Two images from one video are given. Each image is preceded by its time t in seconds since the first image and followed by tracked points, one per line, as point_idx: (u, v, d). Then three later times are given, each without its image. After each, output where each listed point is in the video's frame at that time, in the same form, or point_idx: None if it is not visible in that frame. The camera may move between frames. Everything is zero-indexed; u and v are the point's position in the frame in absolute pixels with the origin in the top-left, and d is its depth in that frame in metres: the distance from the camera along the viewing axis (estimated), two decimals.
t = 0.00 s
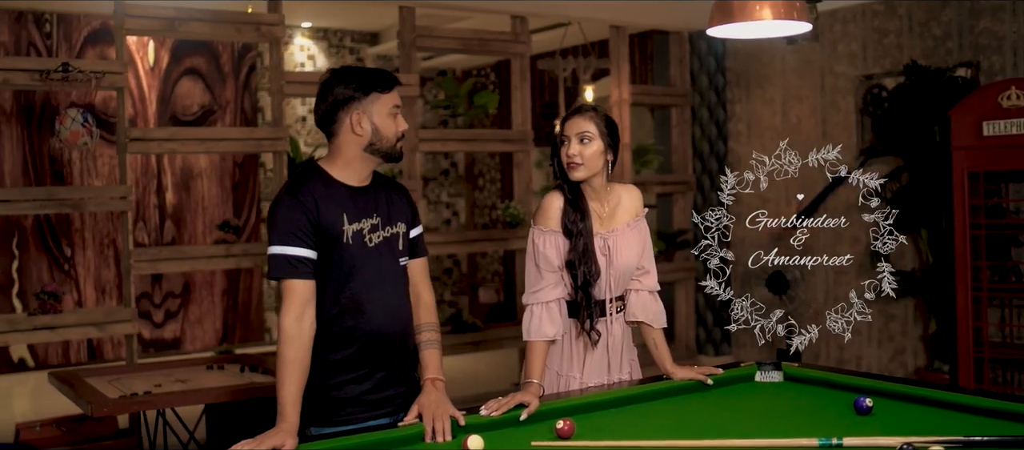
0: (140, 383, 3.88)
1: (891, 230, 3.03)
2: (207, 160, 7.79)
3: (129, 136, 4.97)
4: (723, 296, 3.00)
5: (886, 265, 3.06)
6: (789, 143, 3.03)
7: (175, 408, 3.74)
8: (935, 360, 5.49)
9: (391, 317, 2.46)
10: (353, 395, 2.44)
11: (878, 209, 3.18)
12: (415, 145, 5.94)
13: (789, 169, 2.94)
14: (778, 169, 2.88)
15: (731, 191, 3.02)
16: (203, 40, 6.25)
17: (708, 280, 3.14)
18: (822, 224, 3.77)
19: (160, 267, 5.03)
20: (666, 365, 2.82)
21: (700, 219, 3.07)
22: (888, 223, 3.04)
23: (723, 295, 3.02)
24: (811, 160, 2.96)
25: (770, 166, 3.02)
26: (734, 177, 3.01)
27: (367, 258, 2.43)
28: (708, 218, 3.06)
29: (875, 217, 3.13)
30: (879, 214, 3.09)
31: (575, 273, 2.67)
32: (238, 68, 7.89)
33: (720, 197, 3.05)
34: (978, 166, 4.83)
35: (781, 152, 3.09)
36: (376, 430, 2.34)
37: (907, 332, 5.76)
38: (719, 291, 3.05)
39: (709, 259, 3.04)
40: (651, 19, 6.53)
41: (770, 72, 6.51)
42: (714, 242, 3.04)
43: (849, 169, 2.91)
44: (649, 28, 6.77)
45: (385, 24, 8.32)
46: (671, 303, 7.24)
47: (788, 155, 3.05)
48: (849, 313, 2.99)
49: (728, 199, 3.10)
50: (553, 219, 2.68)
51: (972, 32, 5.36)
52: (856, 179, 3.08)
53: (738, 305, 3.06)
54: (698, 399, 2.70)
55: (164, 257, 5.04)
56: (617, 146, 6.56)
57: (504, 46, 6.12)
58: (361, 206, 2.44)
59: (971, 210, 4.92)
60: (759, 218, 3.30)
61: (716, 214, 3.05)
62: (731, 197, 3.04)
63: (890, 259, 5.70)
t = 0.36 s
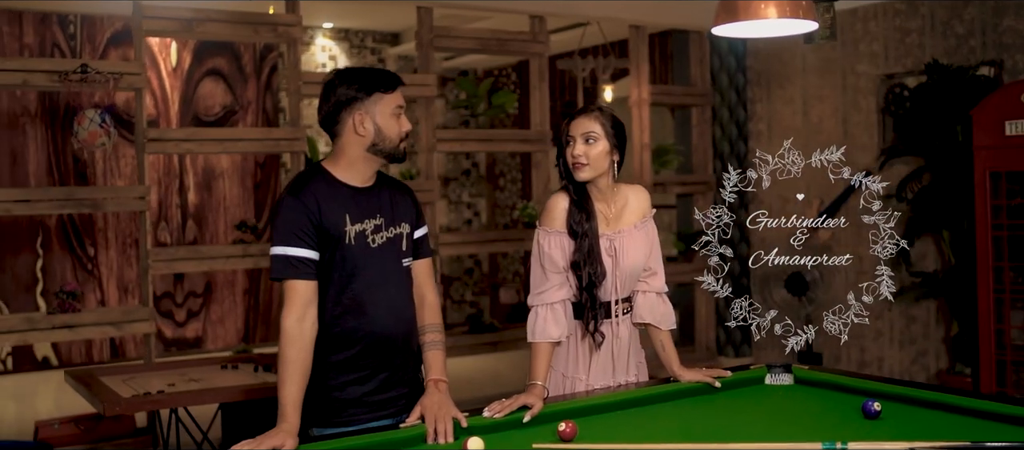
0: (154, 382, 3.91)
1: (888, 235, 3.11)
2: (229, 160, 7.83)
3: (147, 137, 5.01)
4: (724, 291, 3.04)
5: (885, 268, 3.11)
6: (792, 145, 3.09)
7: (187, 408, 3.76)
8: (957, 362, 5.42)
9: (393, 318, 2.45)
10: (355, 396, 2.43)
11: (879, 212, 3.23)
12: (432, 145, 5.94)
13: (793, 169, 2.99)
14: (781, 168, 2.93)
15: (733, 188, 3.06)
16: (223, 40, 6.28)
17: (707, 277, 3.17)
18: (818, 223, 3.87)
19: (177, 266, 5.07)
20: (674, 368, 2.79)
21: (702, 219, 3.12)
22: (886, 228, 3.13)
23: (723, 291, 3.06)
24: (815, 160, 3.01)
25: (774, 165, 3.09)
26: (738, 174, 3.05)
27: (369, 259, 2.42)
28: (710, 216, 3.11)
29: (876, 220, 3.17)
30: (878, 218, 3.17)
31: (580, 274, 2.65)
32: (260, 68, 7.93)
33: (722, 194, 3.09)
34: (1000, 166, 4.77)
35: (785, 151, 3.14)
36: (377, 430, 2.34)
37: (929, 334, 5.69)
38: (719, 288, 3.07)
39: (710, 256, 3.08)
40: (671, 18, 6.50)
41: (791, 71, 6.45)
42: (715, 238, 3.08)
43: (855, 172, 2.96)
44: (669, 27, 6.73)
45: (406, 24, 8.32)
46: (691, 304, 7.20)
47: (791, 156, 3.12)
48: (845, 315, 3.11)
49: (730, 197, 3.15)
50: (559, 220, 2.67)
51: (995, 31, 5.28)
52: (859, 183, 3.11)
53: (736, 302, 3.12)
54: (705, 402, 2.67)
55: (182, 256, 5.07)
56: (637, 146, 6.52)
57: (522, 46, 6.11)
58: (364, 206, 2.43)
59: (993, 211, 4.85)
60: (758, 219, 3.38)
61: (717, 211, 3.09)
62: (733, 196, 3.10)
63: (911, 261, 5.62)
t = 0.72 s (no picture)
0: (165, 381, 3.93)
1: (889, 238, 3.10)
2: (248, 160, 7.86)
3: (163, 137, 5.05)
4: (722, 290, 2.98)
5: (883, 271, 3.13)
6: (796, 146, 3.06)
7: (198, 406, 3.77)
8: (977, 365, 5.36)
9: (395, 319, 2.45)
10: (356, 397, 2.43)
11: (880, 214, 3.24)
12: (447, 146, 5.95)
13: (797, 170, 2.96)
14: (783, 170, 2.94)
15: (735, 187, 3.08)
16: (240, 41, 6.31)
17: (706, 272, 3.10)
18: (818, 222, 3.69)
19: (193, 266, 5.10)
20: (680, 370, 2.77)
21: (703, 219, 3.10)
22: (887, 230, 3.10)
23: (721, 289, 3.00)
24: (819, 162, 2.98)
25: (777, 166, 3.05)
26: (741, 174, 3.03)
27: (369, 259, 2.42)
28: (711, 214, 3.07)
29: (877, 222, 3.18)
30: (879, 220, 3.16)
31: (584, 275, 2.64)
32: (280, 69, 7.96)
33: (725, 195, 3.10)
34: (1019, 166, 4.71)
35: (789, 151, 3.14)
36: (378, 431, 2.33)
37: (949, 336, 5.63)
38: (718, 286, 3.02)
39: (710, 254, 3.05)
40: (689, 18, 6.48)
41: (810, 71, 6.39)
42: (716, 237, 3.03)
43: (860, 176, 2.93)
44: (687, 28, 6.69)
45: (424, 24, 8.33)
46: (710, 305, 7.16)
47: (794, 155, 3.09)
48: (842, 316, 3.17)
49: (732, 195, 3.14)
50: (562, 221, 2.65)
51: (1016, 29, 5.22)
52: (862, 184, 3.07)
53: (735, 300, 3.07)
54: (710, 405, 2.64)
55: (197, 256, 5.10)
56: (654, 147, 6.49)
57: (538, 46, 6.09)
58: (365, 207, 2.43)
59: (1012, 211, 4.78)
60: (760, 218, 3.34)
61: (717, 211, 3.13)
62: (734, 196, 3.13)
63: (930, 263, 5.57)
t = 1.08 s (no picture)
0: (178, 380, 3.95)
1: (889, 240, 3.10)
2: (268, 161, 7.89)
3: (180, 137, 5.08)
4: (721, 288, 2.93)
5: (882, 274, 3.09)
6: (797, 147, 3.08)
7: (209, 405, 3.79)
8: (996, 368, 5.30)
9: (396, 320, 2.45)
10: (358, 397, 2.44)
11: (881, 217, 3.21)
12: (463, 146, 5.95)
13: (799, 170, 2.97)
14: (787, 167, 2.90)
15: (737, 187, 3.07)
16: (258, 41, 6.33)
17: (704, 270, 3.02)
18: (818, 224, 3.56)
19: (209, 265, 5.13)
20: (686, 372, 2.75)
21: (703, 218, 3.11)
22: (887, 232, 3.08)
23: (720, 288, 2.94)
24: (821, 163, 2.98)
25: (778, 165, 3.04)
26: (742, 174, 3.05)
27: (371, 260, 2.42)
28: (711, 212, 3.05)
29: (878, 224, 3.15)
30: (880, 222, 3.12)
31: (588, 276, 2.63)
32: (300, 70, 8.00)
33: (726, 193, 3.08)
34: None
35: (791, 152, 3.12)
36: (379, 432, 2.33)
37: (969, 339, 5.56)
38: (716, 283, 2.97)
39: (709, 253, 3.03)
40: (707, 18, 6.44)
41: (829, 70, 6.33)
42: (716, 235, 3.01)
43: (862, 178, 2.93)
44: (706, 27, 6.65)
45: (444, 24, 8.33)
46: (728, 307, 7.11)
47: (796, 156, 3.10)
48: (841, 318, 3.12)
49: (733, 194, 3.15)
50: (566, 222, 2.64)
51: None
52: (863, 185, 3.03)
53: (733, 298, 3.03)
54: (716, 407, 2.62)
55: (213, 256, 5.13)
56: (671, 147, 6.45)
57: (555, 46, 6.08)
58: (367, 207, 2.43)
59: None
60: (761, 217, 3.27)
61: (718, 209, 3.10)
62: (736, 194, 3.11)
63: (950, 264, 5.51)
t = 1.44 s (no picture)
0: (193, 379, 3.98)
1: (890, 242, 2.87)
2: (290, 161, 7.94)
3: (198, 138, 5.11)
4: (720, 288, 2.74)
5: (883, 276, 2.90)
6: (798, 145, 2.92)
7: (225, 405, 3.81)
8: (1020, 372, 5.23)
9: (400, 321, 2.45)
10: (362, 398, 2.44)
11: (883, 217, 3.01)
12: (481, 147, 5.95)
13: (798, 169, 2.80)
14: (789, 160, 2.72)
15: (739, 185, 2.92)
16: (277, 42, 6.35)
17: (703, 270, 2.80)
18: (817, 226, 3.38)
19: (227, 265, 5.16)
20: (694, 374, 2.73)
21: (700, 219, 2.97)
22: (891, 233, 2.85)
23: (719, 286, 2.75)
24: (823, 163, 2.82)
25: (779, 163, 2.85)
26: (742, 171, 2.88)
27: (376, 261, 2.42)
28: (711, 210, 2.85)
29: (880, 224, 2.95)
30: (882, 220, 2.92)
31: (594, 277, 2.61)
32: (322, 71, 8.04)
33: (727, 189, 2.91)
34: None
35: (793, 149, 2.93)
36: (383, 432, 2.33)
37: (992, 342, 5.49)
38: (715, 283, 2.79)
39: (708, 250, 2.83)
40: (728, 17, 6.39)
41: (852, 70, 6.27)
42: (716, 233, 2.82)
43: (863, 177, 2.75)
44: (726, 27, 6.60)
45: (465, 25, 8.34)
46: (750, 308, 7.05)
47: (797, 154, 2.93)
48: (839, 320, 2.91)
49: (734, 194, 2.99)
50: (573, 223, 2.63)
51: None
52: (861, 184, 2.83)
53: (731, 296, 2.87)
54: (724, 410, 2.60)
55: (231, 256, 5.17)
56: (691, 148, 6.40)
57: (574, 46, 6.06)
58: (372, 208, 2.43)
59: None
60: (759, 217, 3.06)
61: (719, 206, 2.84)
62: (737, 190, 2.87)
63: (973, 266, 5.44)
